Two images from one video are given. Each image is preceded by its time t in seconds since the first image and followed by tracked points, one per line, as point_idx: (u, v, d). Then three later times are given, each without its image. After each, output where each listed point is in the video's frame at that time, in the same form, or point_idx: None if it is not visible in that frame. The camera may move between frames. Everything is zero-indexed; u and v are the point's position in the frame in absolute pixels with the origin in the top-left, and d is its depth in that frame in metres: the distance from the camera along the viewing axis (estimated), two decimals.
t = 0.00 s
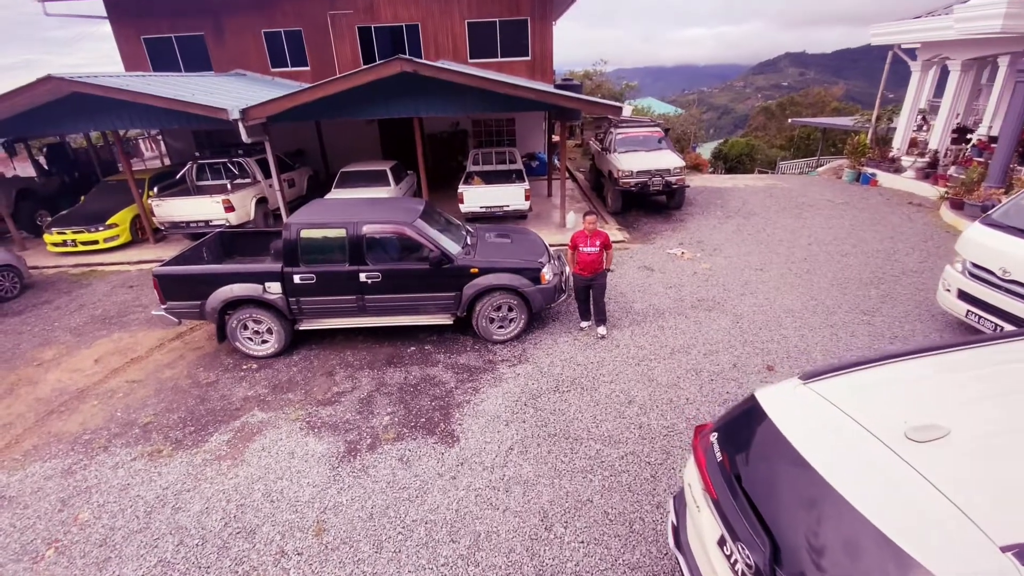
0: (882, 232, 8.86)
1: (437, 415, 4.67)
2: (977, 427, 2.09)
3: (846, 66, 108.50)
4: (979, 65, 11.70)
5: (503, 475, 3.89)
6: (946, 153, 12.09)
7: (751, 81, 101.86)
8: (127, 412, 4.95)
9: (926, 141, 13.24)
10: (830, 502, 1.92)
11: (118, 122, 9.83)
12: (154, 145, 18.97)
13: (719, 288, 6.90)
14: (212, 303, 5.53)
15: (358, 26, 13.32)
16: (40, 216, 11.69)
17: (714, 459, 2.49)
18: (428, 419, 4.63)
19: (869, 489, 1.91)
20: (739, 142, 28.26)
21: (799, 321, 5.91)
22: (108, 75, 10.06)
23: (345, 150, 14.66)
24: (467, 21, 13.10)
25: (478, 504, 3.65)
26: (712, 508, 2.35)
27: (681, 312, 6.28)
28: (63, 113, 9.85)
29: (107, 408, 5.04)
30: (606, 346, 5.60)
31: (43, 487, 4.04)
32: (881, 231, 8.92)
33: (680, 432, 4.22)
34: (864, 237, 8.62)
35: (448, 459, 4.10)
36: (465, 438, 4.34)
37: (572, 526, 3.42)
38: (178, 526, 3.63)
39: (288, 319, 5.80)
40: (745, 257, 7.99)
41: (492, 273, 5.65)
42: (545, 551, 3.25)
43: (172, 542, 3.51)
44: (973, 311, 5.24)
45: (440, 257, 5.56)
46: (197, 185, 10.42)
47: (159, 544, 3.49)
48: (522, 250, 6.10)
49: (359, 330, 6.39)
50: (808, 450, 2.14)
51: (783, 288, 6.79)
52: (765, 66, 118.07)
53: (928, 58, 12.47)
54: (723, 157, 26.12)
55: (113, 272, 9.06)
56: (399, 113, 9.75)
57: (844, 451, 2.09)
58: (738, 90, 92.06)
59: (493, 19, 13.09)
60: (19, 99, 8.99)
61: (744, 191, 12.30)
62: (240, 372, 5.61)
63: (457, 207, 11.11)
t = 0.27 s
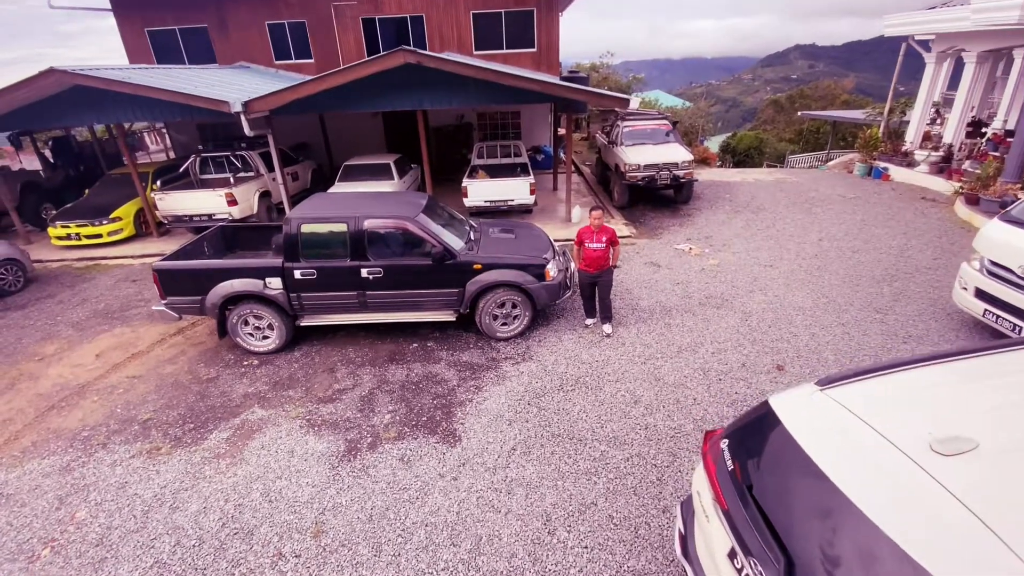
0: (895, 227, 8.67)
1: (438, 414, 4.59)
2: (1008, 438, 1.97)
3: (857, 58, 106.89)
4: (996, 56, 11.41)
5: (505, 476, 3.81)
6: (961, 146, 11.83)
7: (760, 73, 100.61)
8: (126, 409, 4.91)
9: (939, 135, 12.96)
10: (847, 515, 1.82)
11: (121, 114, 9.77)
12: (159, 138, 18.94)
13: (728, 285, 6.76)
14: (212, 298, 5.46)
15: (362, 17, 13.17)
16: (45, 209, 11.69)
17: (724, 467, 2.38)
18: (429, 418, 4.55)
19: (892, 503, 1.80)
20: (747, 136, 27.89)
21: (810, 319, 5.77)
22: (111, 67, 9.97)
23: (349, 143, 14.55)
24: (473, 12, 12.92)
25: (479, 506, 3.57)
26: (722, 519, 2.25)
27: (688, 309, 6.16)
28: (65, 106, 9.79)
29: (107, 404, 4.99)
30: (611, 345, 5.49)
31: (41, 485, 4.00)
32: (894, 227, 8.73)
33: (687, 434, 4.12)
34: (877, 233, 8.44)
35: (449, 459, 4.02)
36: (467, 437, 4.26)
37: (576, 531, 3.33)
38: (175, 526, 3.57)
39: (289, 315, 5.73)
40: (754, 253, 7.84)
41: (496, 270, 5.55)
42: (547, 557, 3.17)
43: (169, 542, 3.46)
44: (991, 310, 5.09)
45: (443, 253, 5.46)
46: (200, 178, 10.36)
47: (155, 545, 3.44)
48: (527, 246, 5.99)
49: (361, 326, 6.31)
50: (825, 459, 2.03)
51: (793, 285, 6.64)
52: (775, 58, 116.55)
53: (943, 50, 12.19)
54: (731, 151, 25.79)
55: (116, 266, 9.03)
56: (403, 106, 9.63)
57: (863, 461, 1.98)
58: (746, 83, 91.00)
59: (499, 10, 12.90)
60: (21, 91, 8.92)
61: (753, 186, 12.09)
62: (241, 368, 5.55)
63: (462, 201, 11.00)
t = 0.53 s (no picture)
0: (908, 224, 8.48)
1: (441, 415, 4.52)
2: None
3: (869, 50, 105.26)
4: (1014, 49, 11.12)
5: (507, 480, 3.74)
6: (976, 141, 11.56)
7: (769, 66, 99.34)
8: (127, 407, 4.87)
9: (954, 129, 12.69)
10: (865, 531, 1.77)
11: (124, 109, 9.73)
12: (165, 132, 18.95)
13: (737, 283, 6.63)
14: (214, 296, 5.41)
15: (366, 10, 13.05)
16: (50, 204, 11.71)
17: (735, 479, 2.30)
18: (431, 419, 4.48)
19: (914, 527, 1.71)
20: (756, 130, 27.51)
21: (821, 319, 5.64)
22: (115, 62, 9.94)
23: (354, 138, 14.47)
24: (478, 5, 12.76)
25: (481, 511, 3.50)
26: (731, 534, 2.16)
27: (696, 308, 6.04)
28: (69, 101, 9.77)
29: (108, 402, 4.96)
30: (617, 345, 5.39)
31: (40, 484, 3.98)
32: (907, 223, 8.54)
33: (694, 437, 4.02)
34: (889, 230, 8.26)
35: (451, 462, 3.96)
36: (469, 439, 4.19)
37: (579, 537, 3.25)
38: (173, 528, 3.53)
39: (290, 313, 5.67)
40: (764, 250, 7.69)
41: (500, 268, 5.46)
42: (550, 564, 3.09)
43: (167, 545, 3.41)
44: (1008, 311, 4.93)
45: (446, 251, 5.37)
46: (204, 174, 10.33)
47: (153, 547, 3.40)
48: (531, 243, 5.89)
49: (363, 324, 6.24)
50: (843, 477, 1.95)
51: (804, 284, 6.50)
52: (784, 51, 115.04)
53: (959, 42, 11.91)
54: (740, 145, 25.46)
55: (120, 262, 9.02)
56: (407, 100, 9.53)
57: (879, 477, 1.91)
58: (755, 77, 89.94)
59: (504, 3, 12.74)
60: (26, 86, 8.91)
61: (762, 181, 11.90)
62: (243, 367, 5.51)
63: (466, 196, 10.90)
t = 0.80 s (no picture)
0: (921, 222, 8.30)
1: (443, 416, 4.46)
2: None
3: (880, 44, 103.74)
4: None
5: (511, 485, 3.66)
6: (991, 137, 11.30)
7: (779, 60, 98.17)
8: (129, 406, 4.85)
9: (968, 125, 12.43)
10: (883, 549, 1.69)
11: (129, 106, 9.72)
12: (171, 128, 18.99)
13: (745, 282, 6.51)
14: (216, 294, 5.37)
15: (371, 5, 12.95)
16: (57, 201, 11.75)
17: (745, 492, 2.21)
18: (434, 420, 4.41)
19: (937, 553, 1.62)
20: (765, 125, 27.16)
21: (833, 320, 5.51)
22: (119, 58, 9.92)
23: (359, 134, 14.39)
24: None
25: (483, 516, 3.43)
26: (741, 551, 2.07)
27: (704, 307, 5.93)
28: (74, 97, 9.77)
29: (110, 401, 4.95)
30: (623, 345, 5.29)
31: (40, 485, 3.96)
32: (920, 221, 8.36)
33: (702, 442, 3.93)
34: (902, 227, 8.08)
35: (453, 465, 3.89)
36: (473, 441, 4.12)
37: (584, 544, 3.18)
38: (173, 531, 3.50)
39: (293, 311, 5.61)
40: (773, 248, 7.54)
41: (504, 266, 5.37)
42: (553, 572, 3.02)
43: (166, 548, 3.38)
44: None
45: (449, 249, 5.29)
46: (209, 170, 10.30)
47: (151, 550, 3.37)
48: (536, 241, 5.80)
49: (366, 322, 6.19)
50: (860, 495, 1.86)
51: (814, 283, 6.37)
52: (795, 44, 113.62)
53: (974, 35, 11.64)
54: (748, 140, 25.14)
55: (125, 259, 9.03)
56: (412, 95, 9.42)
57: (900, 495, 1.82)
58: (765, 71, 88.95)
59: None
60: (30, 82, 8.91)
61: (772, 177, 11.71)
62: (245, 366, 5.47)
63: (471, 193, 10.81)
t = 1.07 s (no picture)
0: (938, 220, 8.09)
1: (447, 418, 4.39)
2: None
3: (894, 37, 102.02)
4: None
5: (515, 490, 3.59)
6: (1010, 133, 11.01)
7: (791, 54, 96.88)
8: (133, 405, 4.84)
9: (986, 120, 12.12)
10: (907, 571, 1.60)
11: (135, 102, 9.73)
12: (179, 125, 19.06)
13: (757, 281, 6.37)
14: (219, 293, 5.33)
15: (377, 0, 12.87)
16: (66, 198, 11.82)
17: (759, 506, 2.11)
18: (437, 422, 4.35)
19: None
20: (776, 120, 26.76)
21: (847, 321, 5.37)
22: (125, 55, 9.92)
23: (365, 130, 14.34)
24: None
25: (487, 523, 3.36)
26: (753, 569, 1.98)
27: (714, 308, 5.81)
28: (81, 95, 9.78)
29: (113, 400, 4.94)
30: (630, 346, 5.19)
31: (43, 485, 3.96)
32: (937, 219, 8.15)
33: (711, 447, 3.83)
34: (919, 226, 7.88)
35: (456, 468, 3.82)
36: (476, 444, 4.05)
37: (589, 553, 3.10)
38: (173, 533, 3.47)
39: (296, 310, 5.57)
40: (785, 247, 7.39)
41: (509, 266, 5.29)
42: None
43: (166, 551, 3.35)
44: None
45: (454, 248, 5.21)
46: (216, 167, 10.30)
47: (151, 553, 3.34)
48: (543, 240, 5.70)
49: (371, 321, 6.14)
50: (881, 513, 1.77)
51: (827, 283, 6.22)
52: (807, 38, 112.08)
53: (993, 28, 11.33)
54: (759, 136, 24.79)
55: (132, 256, 9.05)
56: (418, 91, 9.34)
57: (923, 515, 1.72)
58: (775, 66, 87.85)
59: None
60: (37, 79, 8.93)
61: (783, 174, 11.50)
62: (249, 365, 5.44)
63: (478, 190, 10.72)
